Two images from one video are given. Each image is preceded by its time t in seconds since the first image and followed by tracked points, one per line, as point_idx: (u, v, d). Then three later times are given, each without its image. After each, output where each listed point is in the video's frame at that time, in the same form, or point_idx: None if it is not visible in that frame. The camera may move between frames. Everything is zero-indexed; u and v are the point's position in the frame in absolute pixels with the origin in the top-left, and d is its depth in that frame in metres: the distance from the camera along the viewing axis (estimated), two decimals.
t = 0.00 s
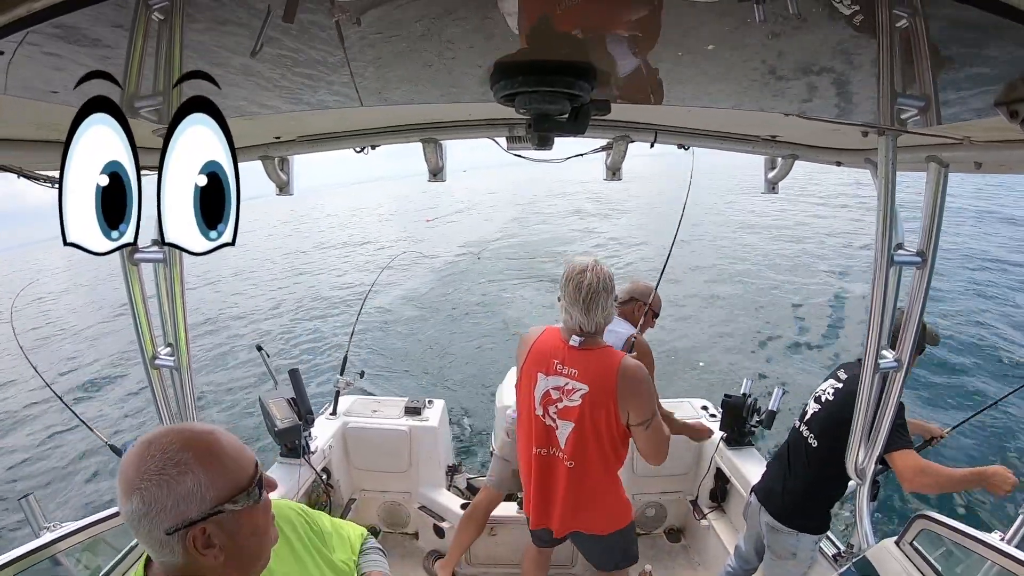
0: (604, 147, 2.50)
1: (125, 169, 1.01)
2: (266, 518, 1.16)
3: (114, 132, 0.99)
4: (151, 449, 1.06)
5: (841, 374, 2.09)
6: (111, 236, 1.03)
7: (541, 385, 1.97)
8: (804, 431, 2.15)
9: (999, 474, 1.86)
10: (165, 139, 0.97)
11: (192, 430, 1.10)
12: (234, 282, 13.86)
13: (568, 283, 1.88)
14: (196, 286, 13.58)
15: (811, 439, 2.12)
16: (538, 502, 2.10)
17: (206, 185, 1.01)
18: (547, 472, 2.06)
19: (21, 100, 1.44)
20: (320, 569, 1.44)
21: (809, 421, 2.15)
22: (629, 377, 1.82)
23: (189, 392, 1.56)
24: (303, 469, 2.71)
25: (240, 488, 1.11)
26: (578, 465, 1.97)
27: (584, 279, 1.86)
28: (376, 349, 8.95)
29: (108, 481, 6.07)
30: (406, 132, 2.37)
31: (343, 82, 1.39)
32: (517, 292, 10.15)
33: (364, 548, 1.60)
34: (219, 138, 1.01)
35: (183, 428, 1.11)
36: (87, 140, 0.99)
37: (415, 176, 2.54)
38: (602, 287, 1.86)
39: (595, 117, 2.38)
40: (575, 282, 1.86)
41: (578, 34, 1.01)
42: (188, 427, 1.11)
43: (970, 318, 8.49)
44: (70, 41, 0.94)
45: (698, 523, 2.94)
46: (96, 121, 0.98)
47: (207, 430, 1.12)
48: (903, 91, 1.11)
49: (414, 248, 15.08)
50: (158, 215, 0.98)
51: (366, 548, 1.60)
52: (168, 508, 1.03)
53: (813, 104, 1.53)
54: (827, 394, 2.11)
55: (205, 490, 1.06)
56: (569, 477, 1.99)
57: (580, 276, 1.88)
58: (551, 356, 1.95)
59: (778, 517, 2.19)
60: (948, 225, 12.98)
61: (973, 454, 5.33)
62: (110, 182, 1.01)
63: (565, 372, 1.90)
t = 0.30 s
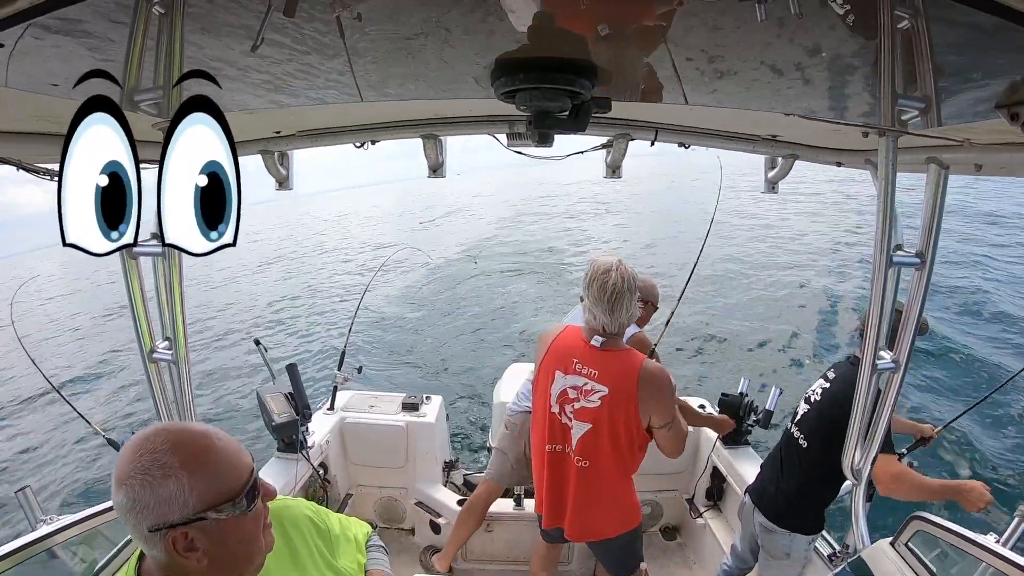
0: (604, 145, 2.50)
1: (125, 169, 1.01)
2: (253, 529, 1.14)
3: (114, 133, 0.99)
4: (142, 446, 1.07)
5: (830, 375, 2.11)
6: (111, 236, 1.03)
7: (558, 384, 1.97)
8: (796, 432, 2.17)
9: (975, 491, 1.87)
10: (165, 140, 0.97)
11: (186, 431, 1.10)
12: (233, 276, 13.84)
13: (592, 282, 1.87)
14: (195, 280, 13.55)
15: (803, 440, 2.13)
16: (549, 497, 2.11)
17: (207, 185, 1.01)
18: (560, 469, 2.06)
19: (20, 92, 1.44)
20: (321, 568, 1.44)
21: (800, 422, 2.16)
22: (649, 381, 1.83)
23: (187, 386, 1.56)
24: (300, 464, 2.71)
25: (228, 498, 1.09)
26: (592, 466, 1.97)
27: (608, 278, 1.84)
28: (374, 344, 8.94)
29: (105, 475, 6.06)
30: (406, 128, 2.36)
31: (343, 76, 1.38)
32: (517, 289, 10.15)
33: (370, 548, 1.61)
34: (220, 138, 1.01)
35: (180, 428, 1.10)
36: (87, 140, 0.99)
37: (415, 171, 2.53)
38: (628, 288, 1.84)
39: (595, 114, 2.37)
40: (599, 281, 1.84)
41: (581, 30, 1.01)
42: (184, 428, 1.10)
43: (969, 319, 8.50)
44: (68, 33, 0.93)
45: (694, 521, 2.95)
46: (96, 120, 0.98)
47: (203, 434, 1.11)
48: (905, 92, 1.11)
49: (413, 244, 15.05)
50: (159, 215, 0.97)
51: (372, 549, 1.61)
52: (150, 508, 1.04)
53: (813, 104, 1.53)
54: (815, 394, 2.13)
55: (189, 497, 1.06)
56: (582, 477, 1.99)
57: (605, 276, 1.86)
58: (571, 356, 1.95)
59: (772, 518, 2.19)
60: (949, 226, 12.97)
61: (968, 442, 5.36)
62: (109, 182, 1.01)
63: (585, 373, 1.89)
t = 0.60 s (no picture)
0: (604, 143, 2.49)
1: (125, 170, 1.01)
2: (248, 520, 1.14)
3: (114, 133, 0.99)
4: (131, 446, 1.06)
5: (825, 376, 2.12)
6: (110, 237, 1.02)
7: (565, 377, 1.96)
8: (791, 433, 2.17)
9: (955, 495, 1.90)
10: (166, 139, 0.96)
11: (175, 426, 1.09)
12: (231, 275, 13.83)
13: (597, 278, 1.92)
14: (193, 278, 13.53)
15: (798, 441, 2.14)
16: (555, 495, 2.10)
17: (207, 185, 1.01)
18: (567, 464, 2.05)
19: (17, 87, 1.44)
20: (313, 560, 1.45)
21: (795, 423, 2.17)
22: (657, 371, 1.85)
23: (184, 382, 1.55)
24: (296, 461, 2.71)
25: (221, 489, 1.09)
26: (601, 458, 1.96)
27: (615, 273, 1.90)
28: (373, 343, 8.93)
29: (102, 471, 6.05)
30: (406, 126, 2.36)
31: (341, 74, 1.38)
32: (516, 288, 10.14)
33: (361, 545, 1.60)
34: (221, 137, 1.01)
35: (170, 424, 1.10)
36: (85, 142, 0.99)
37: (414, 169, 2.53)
38: (633, 282, 1.89)
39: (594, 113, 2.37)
40: (605, 277, 1.90)
41: (580, 27, 1.01)
42: (172, 423, 1.10)
43: (967, 320, 8.52)
44: (65, 28, 0.93)
45: (690, 520, 2.96)
46: (99, 121, 0.98)
47: (192, 428, 1.11)
48: (904, 94, 1.11)
49: (412, 242, 15.04)
50: (158, 217, 0.96)
51: (363, 544, 1.61)
52: (144, 505, 1.04)
53: (812, 104, 1.53)
54: (811, 394, 2.14)
55: (184, 491, 1.06)
56: (591, 470, 1.98)
57: (611, 272, 1.91)
58: (577, 348, 1.95)
59: (768, 520, 2.20)
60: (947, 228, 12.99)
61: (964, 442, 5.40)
62: (109, 182, 1.01)
63: (592, 364, 1.89)
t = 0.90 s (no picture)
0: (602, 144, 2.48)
1: (125, 170, 0.99)
2: (265, 538, 1.14)
3: (114, 132, 0.97)
4: (148, 457, 1.05)
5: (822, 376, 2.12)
6: (110, 237, 1.02)
7: (567, 377, 1.97)
8: (789, 434, 2.17)
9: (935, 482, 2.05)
10: (166, 139, 0.96)
11: (193, 442, 1.08)
12: (229, 278, 13.82)
13: (592, 279, 1.93)
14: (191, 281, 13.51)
15: (795, 441, 2.14)
16: (566, 496, 2.10)
17: (208, 186, 1.00)
18: (574, 465, 2.05)
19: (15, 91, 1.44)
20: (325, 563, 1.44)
21: (792, 424, 2.17)
22: (655, 366, 1.83)
23: (183, 386, 1.55)
24: (295, 464, 2.70)
25: (237, 508, 1.09)
26: (605, 457, 1.96)
27: (609, 273, 1.91)
28: (371, 345, 8.91)
29: (100, 475, 6.03)
30: (404, 128, 2.35)
31: (339, 76, 1.37)
32: (515, 290, 10.14)
33: (369, 549, 1.63)
34: (220, 137, 1.00)
35: (187, 438, 1.09)
36: (91, 137, 0.98)
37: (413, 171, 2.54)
38: (627, 280, 1.90)
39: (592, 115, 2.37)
40: (599, 277, 1.92)
41: (579, 30, 1.02)
42: (191, 437, 1.09)
43: (966, 320, 8.53)
44: (64, 31, 0.93)
45: (690, 521, 2.95)
46: (94, 120, 0.96)
47: (210, 443, 1.10)
48: (902, 95, 1.11)
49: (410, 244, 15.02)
50: (159, 219, 0.96)
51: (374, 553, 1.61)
52: (158, 521, 1.03)
53: (810, 105, 1.53)
54: (808, 395, 2.14)
55: (198, 509, 1.04)
56: (597, 469, 1.98)
57: (606, 272, 1.92)
58: (577, 349, 1.95)
59: (766, 521, 2.20)
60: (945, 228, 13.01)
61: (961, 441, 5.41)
62: (109, 182, 0.99)
63: (592, 362, 1.90)
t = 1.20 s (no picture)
0: (601, 148, 2.51)
1: (125, 170, 1.00)
2: (262, 558, 1.13)
3: (113, 131, 0.98)
4: (141, 479, 1.05)
5: (830, 377, 2.11)
6: (109, 238, 1.02)
7: (593, 386, 1.96)
8: (795, 436, 2.16)
9: (931, 487, 2.04)
10: (166, 140, 0.97)
11: (189, 461, 1.08)
12: (231, 285, 13.84)
13: (625, 285, 1.89)
14: (193, 290, 13.53)
15: (801, 442, 2.13)
16: (585, 500, 2.10)
17: (208, 185, 1.00)
18: (595, 471, 2.05)
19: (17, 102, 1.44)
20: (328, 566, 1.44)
21: (798, 425, 2.16)
22: (683, 379, 1.83)
23: (186, 395, 1.55)
24: (299, 472, 2.69)
25: (234, 529, 1.08)
26: (627, 466, 1.96)
27: (645, 280, 1.86)
28: (373, 351, 8.92)
29: (104, 483, 6.02)
30: (403, 134, 2.36)
31: (338, 84, 1.38)
32: (516, 294, 10.15)
33: (373, 558, 1.62)
34: (221, 138, 1.01)
35: (183, 459, 1.08)
36: (88, 137, 0.99)
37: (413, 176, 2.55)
38: (663, 290, 1.86)
39: (591, 118, 2.37)
40: (633, 285, 1.87)
41: (574, 36, 1.05)
42: (187, 456, 1.09)
43: (968, 318, 8.51)
44: (65, 41, 0.93)
45: (695, 523, 2.94)
46: (96, 120, 0.97)
47: (206, 463, 1.09)
48: (898, 94, 1.13)
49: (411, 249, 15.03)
50: (159, 219, 0.97)
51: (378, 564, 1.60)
52: (153, 543, 1.02)
53: (808, 105, 1.54)
54: (814, 398, 2.13)
55: (193, 532, 1.03)
56: (617, 477, 1.98)
57: (641, 278, 1.88)
58: (605, 357, 1.93)
59: (773, 522, 2.18)
60: (945, 227, 13.00)
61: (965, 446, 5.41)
62: (108, 182, 1.00)
63: (620, 373, 1.88)
